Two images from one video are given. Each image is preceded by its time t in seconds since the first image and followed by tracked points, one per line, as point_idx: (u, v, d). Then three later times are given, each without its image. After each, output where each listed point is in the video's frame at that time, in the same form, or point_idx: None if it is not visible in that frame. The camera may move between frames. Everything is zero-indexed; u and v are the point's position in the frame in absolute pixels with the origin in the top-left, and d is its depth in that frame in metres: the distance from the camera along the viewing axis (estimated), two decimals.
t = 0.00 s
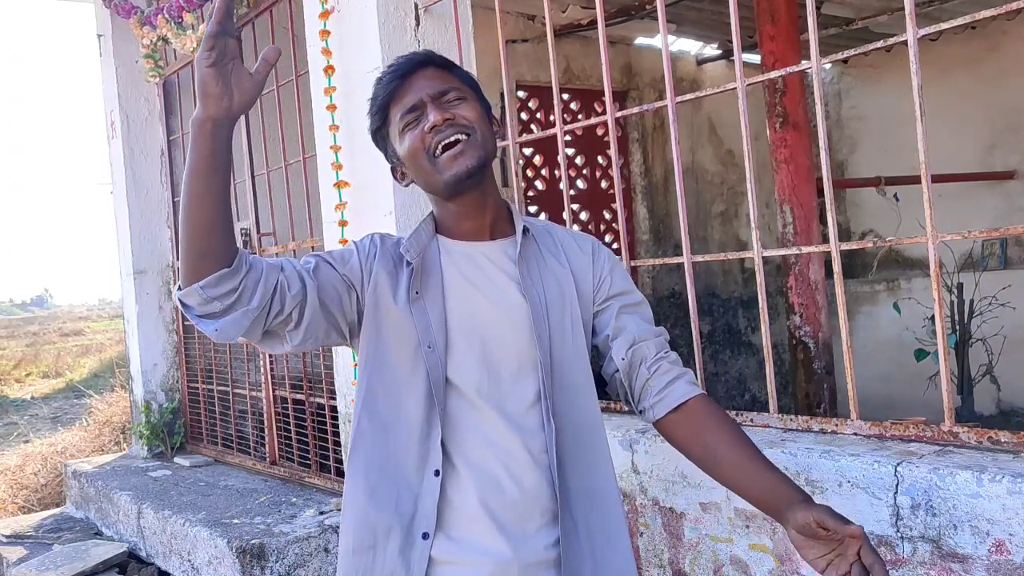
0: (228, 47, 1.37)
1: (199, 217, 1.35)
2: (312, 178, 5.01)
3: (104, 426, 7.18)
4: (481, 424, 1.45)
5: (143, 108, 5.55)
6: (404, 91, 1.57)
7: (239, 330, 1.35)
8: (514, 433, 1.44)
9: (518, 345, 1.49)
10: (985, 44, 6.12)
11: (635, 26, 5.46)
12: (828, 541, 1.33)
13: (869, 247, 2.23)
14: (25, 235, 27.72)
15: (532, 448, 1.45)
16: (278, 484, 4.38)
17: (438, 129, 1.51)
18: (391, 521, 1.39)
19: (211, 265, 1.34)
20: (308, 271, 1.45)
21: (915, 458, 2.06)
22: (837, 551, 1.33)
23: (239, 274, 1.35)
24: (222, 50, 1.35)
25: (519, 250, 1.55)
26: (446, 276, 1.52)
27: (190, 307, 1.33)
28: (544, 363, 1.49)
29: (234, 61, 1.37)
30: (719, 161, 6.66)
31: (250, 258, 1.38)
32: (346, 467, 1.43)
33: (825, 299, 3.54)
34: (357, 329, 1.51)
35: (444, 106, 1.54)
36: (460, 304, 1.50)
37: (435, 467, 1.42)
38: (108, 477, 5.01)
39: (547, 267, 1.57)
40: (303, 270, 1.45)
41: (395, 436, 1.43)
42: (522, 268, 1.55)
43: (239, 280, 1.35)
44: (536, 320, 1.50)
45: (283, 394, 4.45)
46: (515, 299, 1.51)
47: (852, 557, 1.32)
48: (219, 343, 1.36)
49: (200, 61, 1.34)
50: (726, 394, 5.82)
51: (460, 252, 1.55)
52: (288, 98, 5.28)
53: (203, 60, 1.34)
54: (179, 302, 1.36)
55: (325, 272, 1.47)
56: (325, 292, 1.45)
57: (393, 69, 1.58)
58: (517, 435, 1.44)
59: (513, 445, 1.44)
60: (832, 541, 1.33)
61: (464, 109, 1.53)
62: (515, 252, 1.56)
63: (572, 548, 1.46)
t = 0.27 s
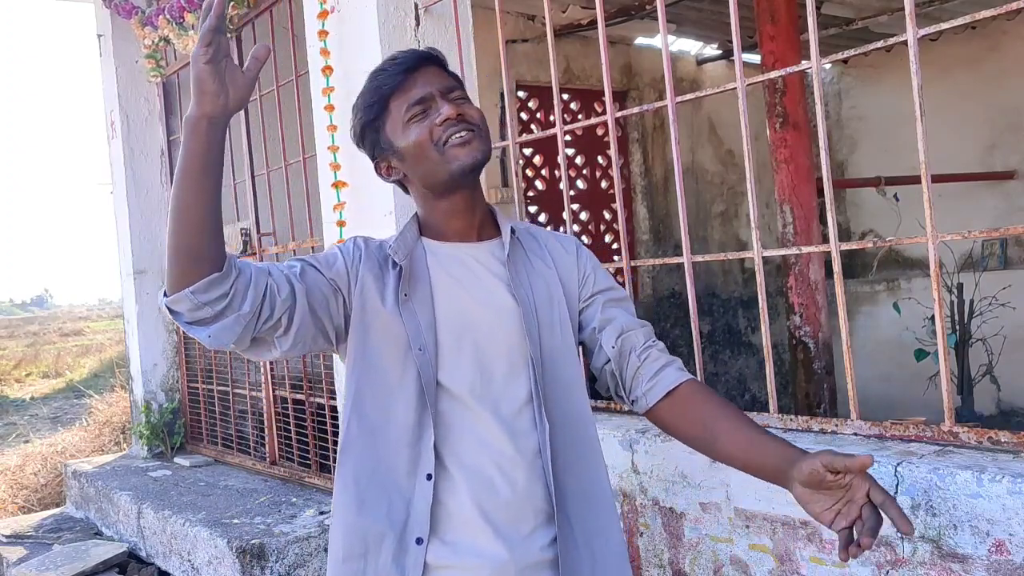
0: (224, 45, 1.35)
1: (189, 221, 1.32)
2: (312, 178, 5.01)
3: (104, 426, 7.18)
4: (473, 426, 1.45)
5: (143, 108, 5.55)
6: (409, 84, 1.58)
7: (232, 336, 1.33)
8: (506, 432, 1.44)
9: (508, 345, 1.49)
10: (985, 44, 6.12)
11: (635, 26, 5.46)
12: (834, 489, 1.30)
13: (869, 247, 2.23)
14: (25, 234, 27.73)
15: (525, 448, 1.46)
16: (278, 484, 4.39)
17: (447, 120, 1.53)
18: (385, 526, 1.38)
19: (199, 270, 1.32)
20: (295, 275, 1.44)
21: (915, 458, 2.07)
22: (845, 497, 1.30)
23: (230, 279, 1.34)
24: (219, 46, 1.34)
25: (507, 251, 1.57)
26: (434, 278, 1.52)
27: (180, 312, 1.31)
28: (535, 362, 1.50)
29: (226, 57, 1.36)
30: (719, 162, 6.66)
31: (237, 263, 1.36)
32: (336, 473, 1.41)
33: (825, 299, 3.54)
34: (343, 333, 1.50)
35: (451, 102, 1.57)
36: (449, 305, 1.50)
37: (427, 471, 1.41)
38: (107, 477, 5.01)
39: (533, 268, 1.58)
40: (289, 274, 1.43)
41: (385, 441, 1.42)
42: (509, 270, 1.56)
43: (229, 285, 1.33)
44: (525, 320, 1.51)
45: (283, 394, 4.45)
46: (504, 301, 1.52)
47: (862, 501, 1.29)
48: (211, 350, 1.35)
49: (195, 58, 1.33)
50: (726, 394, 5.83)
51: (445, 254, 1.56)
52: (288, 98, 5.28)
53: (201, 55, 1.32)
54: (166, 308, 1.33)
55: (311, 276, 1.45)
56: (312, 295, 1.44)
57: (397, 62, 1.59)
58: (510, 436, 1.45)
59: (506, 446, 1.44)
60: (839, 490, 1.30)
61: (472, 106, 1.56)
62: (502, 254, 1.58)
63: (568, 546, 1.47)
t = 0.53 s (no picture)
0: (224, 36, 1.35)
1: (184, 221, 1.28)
2: (312, 178, 5.01)
3: (104, 426, 7.17)
4: (464, 428, 1.44)
5: (143, 108, 5.55)
6: (399, 79, 1.58)
7: (229, 341, 1.30)
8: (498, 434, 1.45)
9: (496, 347, 1.50)
10: (985, 44, 6.12)
11: (635, 27, 5.46)
12: (824, 405, 1.32)
13: (869, 247, 2.23)
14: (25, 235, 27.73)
15: (516, 449, 1.47)
16: (278, 484, 4.39)
17: (444, 119, 1.55)
18: (380, 535, 1.36)
19: (191, 271, 1.28)
20: (280, 278, 1.40)
21: (915, 458, 2.07)
22: (836, 411, 1.31)
23: (222, 281, 1.30)
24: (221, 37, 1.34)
25: (489, 253, 1.59)
26: (417, 280, 1.51)
27: (172, 317, 1.27)
28: (523, 364, 1.51)
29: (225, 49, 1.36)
30: (719, 162, 6.66)
31: (228, 265, 1.32)
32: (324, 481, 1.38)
33: (825, 299, 3.55)
34: (323, 338, 1.47)
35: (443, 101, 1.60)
36: (434, 307, 1.49)
37: (419, 476, 1.40)
38: (108, 477, 5.02)
39: (516, 272, 1.61)
40: (274, 276, 1.40)
41: (375, 446, 1.40)
42: (491, 272, 1.58)
43: (221, 289, 1.29)
44: (511, 322, 1.52)
45: (283, 394, 4.45)
46: (488, 302, 1.53)
47: (855, 411, 1.29)
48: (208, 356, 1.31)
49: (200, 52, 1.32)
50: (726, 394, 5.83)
51: (424, 254, 1.56)
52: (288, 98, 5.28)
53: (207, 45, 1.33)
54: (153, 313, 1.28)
55: (293, 280, 1.42)
56: (298, 298, 1.41)
57: (387, 57, 1.59)
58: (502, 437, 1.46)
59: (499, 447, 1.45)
60: (829, 406, 1.31)
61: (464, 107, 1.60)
62: (482, 255, 1.60)
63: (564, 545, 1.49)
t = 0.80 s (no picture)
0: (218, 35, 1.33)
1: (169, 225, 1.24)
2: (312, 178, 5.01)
3: (104, 426, 7.18)
4: (440, 432, 1.44)
5: (143, 108, 5.55)
6: (357, 72, 1.56)
7: (212, 350, 1.26)
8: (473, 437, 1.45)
9: (468, 350, 1.51)
10: (985, 44, 6.12)
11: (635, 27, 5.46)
12: (808, 348, 1.37)
13: (869, 247, 2.23)
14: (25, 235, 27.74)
15: (492, 452, 1.48)
16: (278, 484, 4.39)
17: (404, 111, 1.53)
18: (360, 545, 1.34)
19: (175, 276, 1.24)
20: (252, 281, 1.37)
21: (915, 458, 2.06)
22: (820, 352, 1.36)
23: (204, 286, 1.26)
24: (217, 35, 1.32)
25: (459, 256, 1.60)
26: (387, 282, 1.50)
27: (152, 324, 1.23)
28: (496, 365, 1.53)
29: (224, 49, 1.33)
30: (719, 162, 6.66)
31: (207, 269, 1.28)
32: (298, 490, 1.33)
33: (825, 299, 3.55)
34: (291, 343, 1.43)
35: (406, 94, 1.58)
36: (407, 309, 1.49)
37: (398, 483, 1.38)
38: (107, 477, 5.02)
39: (485, 277, 1.63)
40: (247, 279, 1.36)
41: (353, 453, 1.36)
42: (460, 274, 1.59)
43: (202, 294, 1.25)
44: (483, 325, 1.54)
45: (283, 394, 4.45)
46: (459, 305, 1.54)
47: (839, 350, 1.35)
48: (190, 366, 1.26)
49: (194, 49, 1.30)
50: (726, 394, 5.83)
51: (391, 256, 1.55)
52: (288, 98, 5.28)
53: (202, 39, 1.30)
54: (130, 320, 1.23)
55: (264, 282, 1.39)
56: (272, 301, 1.38)
57: (346, 50, 1.58)
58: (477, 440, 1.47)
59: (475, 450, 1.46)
60: (813, 350, 1.37)
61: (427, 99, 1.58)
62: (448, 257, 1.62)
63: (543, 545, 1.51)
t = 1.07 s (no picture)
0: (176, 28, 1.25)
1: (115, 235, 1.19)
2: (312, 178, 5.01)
3: (104, 426, 7.18)
4: (413, 436, 1.43)
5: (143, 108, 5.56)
6: (328, 64, 1.56)
7: (169, 361, 1.25)
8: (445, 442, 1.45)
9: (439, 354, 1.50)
10: (985, 44, 6.12)
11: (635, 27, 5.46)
12: (803, 316, 1.42)
13: (869, 247, 2.23)
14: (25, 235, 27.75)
15: (464, 457, 1.48)
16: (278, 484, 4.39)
17: (374, 103, 1.53)
18: (331, 554, 1.33)
19: (128, 285, 1.21)
20: (216, 284, 1.35)
21: (915, 458, 2.06)
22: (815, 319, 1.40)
23: (161, 295, 1.24)
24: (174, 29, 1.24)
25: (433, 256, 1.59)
26: (357, 285, 1.49)
27: (105, 335, 1.21)
28: (470, 368, 1.53)
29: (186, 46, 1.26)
30: (719, 162, 6.66)
31: (164, 276, 1.25)
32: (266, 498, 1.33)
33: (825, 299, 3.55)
34: (256, 347, 1.43)
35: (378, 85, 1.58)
36: (378, 311, 1.48)
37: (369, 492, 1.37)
38: (107, 477, 5.02)
39: (459, 278, 1.62)
40: (210, 283, 1.35)
41: (322, 460, 1.36)
42: (433, 274, 1.59)
43: (157, 304, 1.23)
44: (456, 328, 1.54)
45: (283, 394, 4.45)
46: (432, 307, 1.54)
47: (835, 314, 1.39)
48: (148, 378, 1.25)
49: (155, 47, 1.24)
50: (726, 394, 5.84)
51: (362, 256, 1.54)
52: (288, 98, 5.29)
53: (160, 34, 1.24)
54: (83, 330, 1.21)
55: (228, 285, 1.37)
56: (235, 305, 1.36)
57: (316, 43, 1.58)
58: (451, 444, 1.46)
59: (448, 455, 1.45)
60: (807, 318, 1.41)
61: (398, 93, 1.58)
62: (422, 257, 1.61)
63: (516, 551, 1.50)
